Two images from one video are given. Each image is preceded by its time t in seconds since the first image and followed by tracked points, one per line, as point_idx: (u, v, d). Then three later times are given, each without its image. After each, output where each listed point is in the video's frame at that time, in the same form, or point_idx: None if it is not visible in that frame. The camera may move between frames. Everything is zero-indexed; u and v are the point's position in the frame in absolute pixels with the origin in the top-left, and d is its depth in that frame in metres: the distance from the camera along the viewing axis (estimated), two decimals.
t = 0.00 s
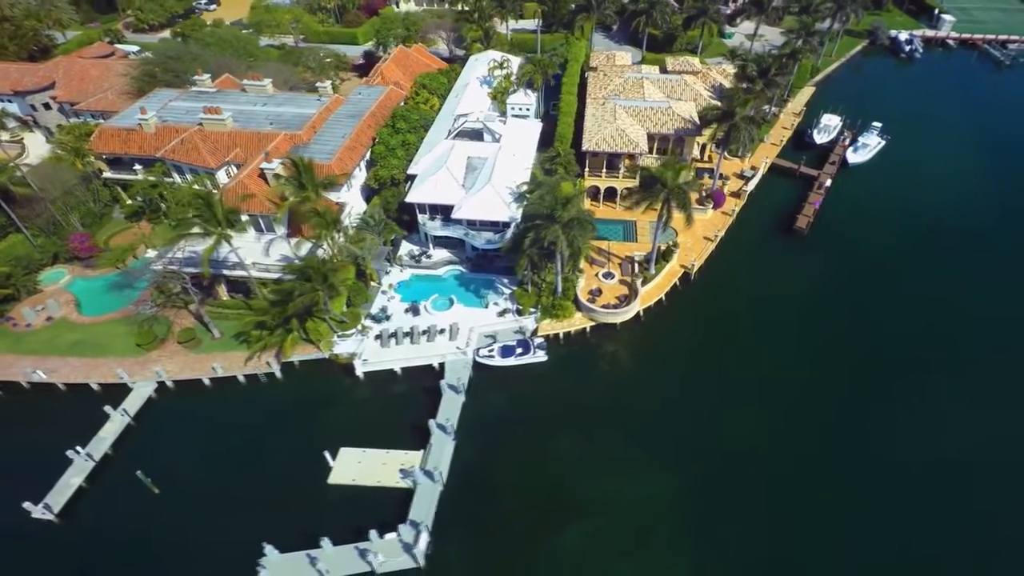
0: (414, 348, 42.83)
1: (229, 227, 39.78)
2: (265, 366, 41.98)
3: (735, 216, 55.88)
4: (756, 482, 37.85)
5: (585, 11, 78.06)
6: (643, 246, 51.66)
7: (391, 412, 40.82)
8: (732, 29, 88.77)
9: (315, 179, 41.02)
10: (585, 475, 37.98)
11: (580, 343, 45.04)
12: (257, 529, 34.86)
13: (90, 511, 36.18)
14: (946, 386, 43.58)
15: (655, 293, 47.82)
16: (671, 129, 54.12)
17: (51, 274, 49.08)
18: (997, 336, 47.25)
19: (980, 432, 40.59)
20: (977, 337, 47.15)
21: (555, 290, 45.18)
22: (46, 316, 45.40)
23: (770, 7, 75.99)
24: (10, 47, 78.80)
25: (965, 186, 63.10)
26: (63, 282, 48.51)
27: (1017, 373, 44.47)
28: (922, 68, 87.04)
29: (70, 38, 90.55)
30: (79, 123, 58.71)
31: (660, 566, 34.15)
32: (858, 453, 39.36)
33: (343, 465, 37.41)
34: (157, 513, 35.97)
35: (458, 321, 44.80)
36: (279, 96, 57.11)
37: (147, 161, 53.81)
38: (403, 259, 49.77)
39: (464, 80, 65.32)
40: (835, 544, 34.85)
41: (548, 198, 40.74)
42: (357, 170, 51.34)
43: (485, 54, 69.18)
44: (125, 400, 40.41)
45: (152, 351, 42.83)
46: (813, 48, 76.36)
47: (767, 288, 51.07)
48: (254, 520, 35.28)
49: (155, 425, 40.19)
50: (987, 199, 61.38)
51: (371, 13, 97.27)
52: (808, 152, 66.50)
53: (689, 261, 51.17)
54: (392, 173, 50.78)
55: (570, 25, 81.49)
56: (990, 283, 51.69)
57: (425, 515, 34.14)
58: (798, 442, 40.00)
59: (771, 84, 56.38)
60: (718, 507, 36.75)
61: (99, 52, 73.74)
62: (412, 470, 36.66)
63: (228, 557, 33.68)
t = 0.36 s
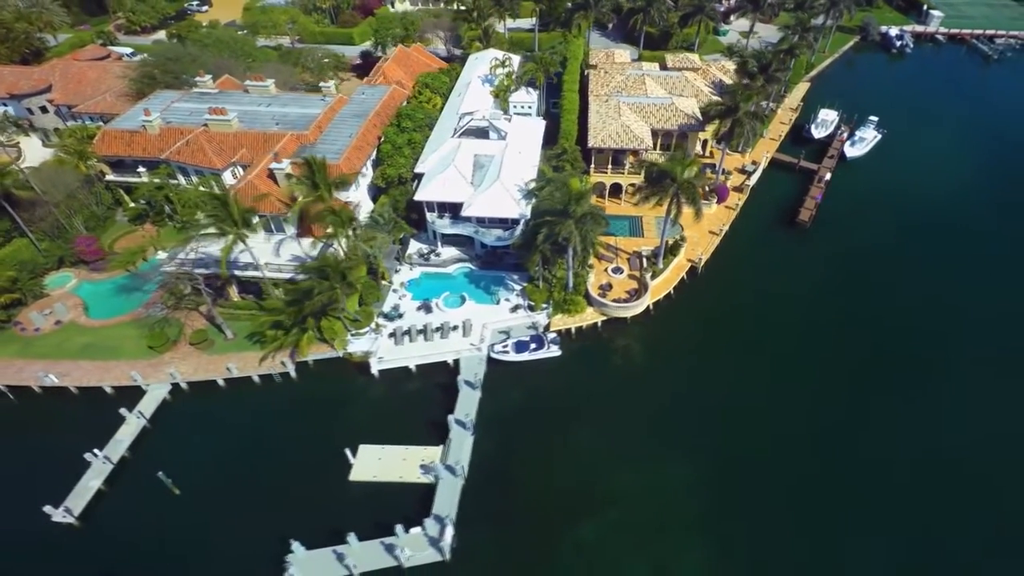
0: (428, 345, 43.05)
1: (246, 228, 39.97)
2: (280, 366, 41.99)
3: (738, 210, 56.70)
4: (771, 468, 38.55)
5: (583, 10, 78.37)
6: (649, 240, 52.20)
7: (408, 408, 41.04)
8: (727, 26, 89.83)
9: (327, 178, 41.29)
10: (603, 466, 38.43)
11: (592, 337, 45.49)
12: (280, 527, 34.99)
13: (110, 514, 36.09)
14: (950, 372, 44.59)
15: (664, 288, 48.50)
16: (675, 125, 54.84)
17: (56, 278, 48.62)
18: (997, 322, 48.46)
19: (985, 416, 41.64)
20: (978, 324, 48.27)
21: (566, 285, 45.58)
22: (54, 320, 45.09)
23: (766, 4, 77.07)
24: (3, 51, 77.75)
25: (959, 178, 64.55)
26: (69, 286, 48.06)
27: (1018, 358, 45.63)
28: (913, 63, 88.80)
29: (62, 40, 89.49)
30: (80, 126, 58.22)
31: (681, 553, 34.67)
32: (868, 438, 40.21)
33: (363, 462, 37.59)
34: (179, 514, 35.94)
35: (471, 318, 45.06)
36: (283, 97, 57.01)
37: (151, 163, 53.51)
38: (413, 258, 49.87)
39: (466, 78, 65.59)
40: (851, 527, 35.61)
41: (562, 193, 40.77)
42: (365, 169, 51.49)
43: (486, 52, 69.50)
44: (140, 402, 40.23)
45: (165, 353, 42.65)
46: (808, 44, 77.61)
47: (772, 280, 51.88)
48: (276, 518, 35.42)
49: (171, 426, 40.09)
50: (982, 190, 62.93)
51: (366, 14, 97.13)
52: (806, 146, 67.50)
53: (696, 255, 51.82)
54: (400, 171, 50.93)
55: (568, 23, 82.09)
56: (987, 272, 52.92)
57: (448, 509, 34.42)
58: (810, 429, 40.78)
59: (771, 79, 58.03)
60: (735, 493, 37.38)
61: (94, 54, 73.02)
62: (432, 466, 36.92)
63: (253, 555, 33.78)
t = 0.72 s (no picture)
0: (443, 342, 43.27)
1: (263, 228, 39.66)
2: (295, 365, 42.03)
3: (742, 205, 57.47)
4: (787, 456, 39.20)
5: (581, 9, 79.56)
6: (657, 236, 52.67)
7: (426, 404, 41.28)
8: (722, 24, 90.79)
9: (340, 177, 41.41)
10: (622, 457, 38.87)
11: (604, 332, 45.88)
12: (305, 524, 35.10)
13: (132, 516, 35.96)
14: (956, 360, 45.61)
15: (674, 281, 49.01)
16: (680, 122, 55.45)
17: (64, 281, 48.26)
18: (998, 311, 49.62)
19: (991, 401, 42.67)
20: (980, 313, 49.39)
21: (578, 281, 45.95)
22: (65, 323, 44.76)
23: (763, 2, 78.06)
24: None
25: (956, 171, 65.91)
26: (78, 289, 47.71)
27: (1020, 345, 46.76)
28: (905, 58, 90.45)
29: (55, 43, 88.36)
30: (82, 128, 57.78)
31: (704, 541, 35.19)
32: (880, 425, 41.03)
33: (384, 458, 37.76)
34: (201, 514, 35.93)
35: (484, 314, 45.33)
36: (288, 97, 56.96)
37: (157, 165, 53.16)
38: (423, 256, 50.03)
39: (468, 77, 65.89)
40: (868, 512, 36.33)
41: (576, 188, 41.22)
42: (373, 168, 51.70)
43: (488, 51, 69.82)
44: (156, 404, 40.15)
45: (179, 354, 42.48)
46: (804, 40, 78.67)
47: (779, 273, 52.63)
48: (301, 516, 35.53)
49: (189, 427, 39.99)
50: (978, 182, 64.28)
51: (362, 14, 96.81)
52: (805, 141, 68.44)
53: (703, 250, 52.40)
54: (408, 170, 51.17)
55: (567, 21, 82.53)
56: (987, 262, 54.13)
57: (471, 503, 34.74)
58: (823, 417, 41.52)
59: (772, 75, 59.09)
60: (753, 481, 37.97)
61: (91, 56, 72.39)
62: (453, 461, 37.17)
63: (279, 553, 33.85)
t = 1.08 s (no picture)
0: (458, 339, 43.52)
1: (280, 226, 39.43)
2: (311, 365, 42.13)
3: (747, 201, 58.21)
4: (801, 446, 39.84)
5: (580, 8, 79.97)
6: (664, 232, 53.18)
7: (443, 401, 41.54)
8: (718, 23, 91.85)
9: (354, 177, 41.53)
10: (639, 450, 39.34)
11: (616, 328, 46.32)
12: (328, 521, 35.29)
13: (154, 516, 35.95)
14: (961, 349, 46.48)
15: (683, 276, 49.48)
16: (684, 119, 56.05)
17: (73, 284, 48.02)
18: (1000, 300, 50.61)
19: (996, 389, 43.55)
20: (983, 303, 50.35)
21: (589, 277, 46.37)
22: (75, 326, 44.49)
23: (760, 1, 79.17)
24: None
25: (953, 165, 67.14)
26: (87, 292, 47.45)
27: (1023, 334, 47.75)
28: (898, 55, 91.98)
29: (50, 46, 87.64)
30: (86, 130, 57.45)
31: (724, 530, 35.72)
32: (890, 414, 41.79)
33: (403, 455, 38.01)
34: (223, 513, 36.00)
35: (497, 311, 45.63)
36: (294, 98, 56.98)
37: (163, 167, 52.97)
38: (433, 255, 50.26)
39: (472, 77, 66.24)
40: (883, 497, 37.05)
41: (588, 183, 42.57)
42: (381, 168, 51.86)
43: (490, 51, 70.21)
44: (173, 405, 40.17)
45: (193, 356, 42.44)
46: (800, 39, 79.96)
47: (784, 267, 53.37)
48: (324, 514, 35.69)
49: (207, 428, 39.99)
50: (974, 176, 65.58)
51: (360, 15, 96.94)
52: (805, 138, 69.45)
53: (710, 245, 53.03)
54: (417, 170, 51.32)
55: (567, 20, 83.07)
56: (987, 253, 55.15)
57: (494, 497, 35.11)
58: (834, 407, 42.23)
59: (773, 73, 60.21)
60: (770, 471, 38.56)
61: (90, 58, 72.03)
62: (473, 456, 37.48)
63: (304, 550, 34.01)
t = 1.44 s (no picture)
0: (475, 336, 43.85)
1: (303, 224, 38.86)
2: (331, 362, 42.33)
3: (755, 197, 58.88)
4: (820, 437, 40.32)
5: (586, 7, 80.99)
6: (675, 228, 53.62)
7: (462, 397, 41.80)
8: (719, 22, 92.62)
9: (373, 175, 41.80)
10: (658, 443, 39.74)
11: (631, 323, 46.75)
12: (354, 516, 35.56)
13: (180, 514, 36.06)
14: (972, 340, 47.06)
15: (696, 272, 49.97)
16: (694, 116, 56.55)
17: (89, 284, 48.10)
18: (1007, 292, 51.31)
19: (1008, 378, 44.14)
20: (991, 295, 51.02)
21: (604, 273, 46.84)
22: (93, 326, 44.59)
23: None
24: None
25: (956, 160, 67.95)
26: (103, 292, 47.53)
27: None
28: (898, 53, 92.97)
29: (53, 48, 87.31)
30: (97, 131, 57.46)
31: (747, 520, 36.09)
32: (905, 404, 42.36)
33: (426, 450, 38.31)
34: (249, 509, 36.17)
35: (514, 308, 45.94)
36: (306, 97, 57.14)
37: (176, 167, 53.11)
38: (447, 253, 50.55)
39: (481, 75, 66.60)
40: (900, 486, 37.59)
41: (605, 179, 42.72)
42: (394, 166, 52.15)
43: (497, 50, 70.60)
44: (195, 403, 40.35)
45: (213, 354, 42.57)
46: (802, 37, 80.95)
47: (795, 261, 53.93)
48: (351, 508, 35.94)
49: (229, 425, 40.16)
50: (978, 171, 66.48)
51: (363, 15, 97.07)
52: (810, 135, 70.16)
53: (721, 241, 53.58)
54: (431, 168, 51.53)
55: (572, 20, 83.53)
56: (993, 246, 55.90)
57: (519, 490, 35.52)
58: (850, 398, 42.71)
59: (781, 69, 61.11)
60: (789, 461, 39.01)
61: (96, 59, 71.89)
62: (496, 450, 37.82)
63: (331, 545, 34.27)
